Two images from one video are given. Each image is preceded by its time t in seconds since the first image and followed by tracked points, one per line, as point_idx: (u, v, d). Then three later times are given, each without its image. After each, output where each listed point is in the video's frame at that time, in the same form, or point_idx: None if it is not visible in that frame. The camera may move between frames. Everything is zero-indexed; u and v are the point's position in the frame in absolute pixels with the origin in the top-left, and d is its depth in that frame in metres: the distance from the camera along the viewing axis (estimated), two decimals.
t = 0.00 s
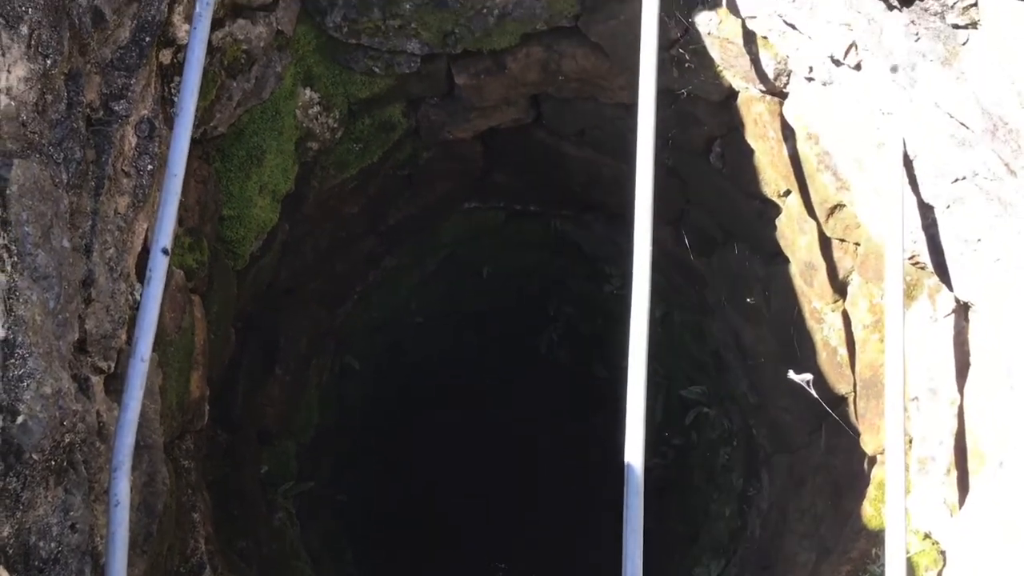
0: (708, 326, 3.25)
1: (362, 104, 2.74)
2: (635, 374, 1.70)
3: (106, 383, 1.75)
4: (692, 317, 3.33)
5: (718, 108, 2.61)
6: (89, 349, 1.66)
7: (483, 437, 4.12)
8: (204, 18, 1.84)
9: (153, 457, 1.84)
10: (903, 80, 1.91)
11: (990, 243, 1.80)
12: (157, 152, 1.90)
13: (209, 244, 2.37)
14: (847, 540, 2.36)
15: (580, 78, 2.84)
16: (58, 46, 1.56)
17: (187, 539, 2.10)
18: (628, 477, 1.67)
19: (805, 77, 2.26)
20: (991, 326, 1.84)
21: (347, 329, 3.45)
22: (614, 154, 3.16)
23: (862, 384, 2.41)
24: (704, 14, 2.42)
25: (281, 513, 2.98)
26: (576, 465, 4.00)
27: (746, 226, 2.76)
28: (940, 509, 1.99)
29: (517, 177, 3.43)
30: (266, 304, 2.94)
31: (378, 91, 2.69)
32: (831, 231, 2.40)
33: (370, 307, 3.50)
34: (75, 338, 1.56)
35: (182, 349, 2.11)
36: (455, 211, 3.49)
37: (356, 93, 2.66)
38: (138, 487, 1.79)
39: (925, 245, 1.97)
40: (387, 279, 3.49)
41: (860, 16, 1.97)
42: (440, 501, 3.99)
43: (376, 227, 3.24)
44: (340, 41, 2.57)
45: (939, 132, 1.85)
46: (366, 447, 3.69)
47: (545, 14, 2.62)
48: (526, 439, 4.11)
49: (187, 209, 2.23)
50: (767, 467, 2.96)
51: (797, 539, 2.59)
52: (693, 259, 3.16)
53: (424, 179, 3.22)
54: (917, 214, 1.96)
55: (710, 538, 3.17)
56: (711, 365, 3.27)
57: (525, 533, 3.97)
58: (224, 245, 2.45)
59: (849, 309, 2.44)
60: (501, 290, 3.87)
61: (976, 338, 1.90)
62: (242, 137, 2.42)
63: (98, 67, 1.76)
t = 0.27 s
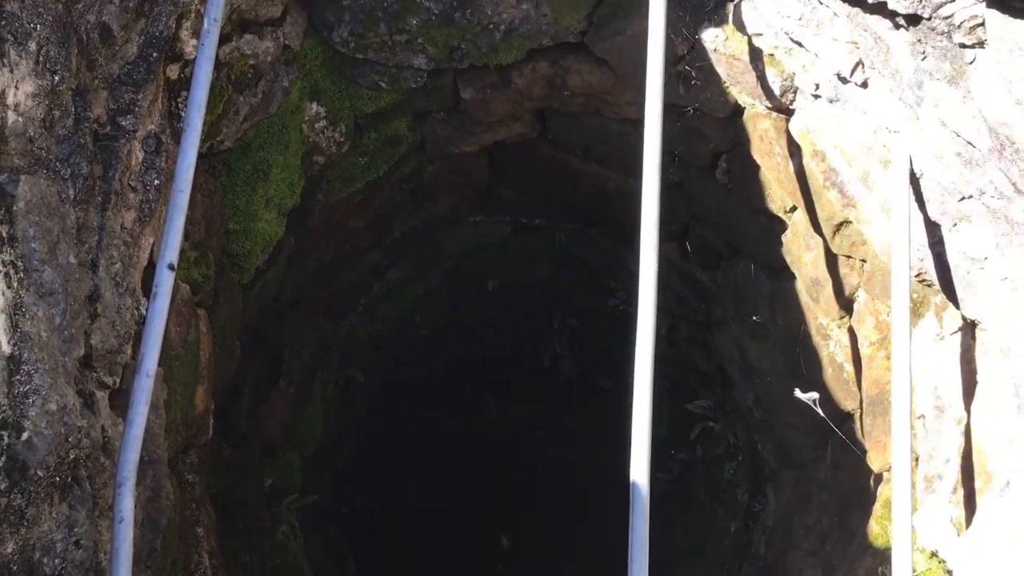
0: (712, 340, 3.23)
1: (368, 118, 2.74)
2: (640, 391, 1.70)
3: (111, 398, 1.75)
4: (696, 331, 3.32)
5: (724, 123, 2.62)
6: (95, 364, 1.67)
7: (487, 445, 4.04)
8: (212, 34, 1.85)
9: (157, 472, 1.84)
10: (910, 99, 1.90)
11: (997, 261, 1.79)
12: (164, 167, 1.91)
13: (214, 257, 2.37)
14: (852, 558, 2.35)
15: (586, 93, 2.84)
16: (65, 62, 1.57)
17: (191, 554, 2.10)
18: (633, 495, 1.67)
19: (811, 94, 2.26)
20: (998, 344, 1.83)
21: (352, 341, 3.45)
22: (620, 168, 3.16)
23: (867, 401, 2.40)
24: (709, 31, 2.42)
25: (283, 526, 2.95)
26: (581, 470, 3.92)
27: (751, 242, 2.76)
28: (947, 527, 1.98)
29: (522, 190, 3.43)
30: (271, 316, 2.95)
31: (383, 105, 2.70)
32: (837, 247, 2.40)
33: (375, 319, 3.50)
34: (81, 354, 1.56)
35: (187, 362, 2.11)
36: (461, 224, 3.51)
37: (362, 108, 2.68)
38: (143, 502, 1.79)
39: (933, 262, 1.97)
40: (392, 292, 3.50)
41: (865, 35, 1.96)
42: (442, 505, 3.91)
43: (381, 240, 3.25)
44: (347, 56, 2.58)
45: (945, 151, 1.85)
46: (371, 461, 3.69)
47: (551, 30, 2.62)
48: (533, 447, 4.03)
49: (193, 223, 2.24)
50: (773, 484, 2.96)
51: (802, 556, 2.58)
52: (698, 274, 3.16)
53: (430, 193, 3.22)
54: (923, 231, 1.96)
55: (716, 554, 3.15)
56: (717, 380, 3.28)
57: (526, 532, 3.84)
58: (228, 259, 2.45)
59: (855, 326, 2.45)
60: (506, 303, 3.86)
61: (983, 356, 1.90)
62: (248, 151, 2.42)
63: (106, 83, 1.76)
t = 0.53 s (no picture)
0: (716, 349, 3.25)
1: (372, 125, 2.75)
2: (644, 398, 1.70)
3: (113, 404, 1.75)
4: (698, 339, 3.35)
5: (727, 132, 2.62)
6: (97, 370, 1.67)
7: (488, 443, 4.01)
8: (217, 40, 1.85)
9: (159, 478, 1.84)
10: (915, 110, 1.90)
11: (1001, 272, 1.78)
12: (168, 173, 1.91)
13: (218, 263, 2.38)
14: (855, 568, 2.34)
15: (590, 101, 2.84)
16: (71, 67, 1.57)
17: (193, 561, 2.09)
18: (637, 503, 1.66)
19: (815, 104, 2.26)
20: (1002, 354, 1.83)
21: (353, 348, 3.45)
22: (622, 176, 3.16)
23: (870, 411, 2.40)
24: (713, 41, 2.43)
25: (285, 533, 2.91)
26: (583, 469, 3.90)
27: (754, 250, 2.76)
28: (950, 538, 1.97)
29: (525, 197, 3.43)
30: (273, 321, 2.95)
31: (387, 112, 2.71)
32: (841, 256, 2.40)
33: (377, 326, 3.50)
34: (84, 360, 1.56)
35: (189, 368, 2.11)
36: (464, 232, 3.51)
37: (367, 114, 2.68)
38: (145, 509, 1.79)
39: (937, 272, 1.97)
40: (395, 298, 3.50)
41: (870, 46, 1.97)
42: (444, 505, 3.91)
43: (383, 246, 3.25)
44: (351, 64, 2.59)
45: (949, 162, 1.84)
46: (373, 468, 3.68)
47: (555, 38, 2.62)
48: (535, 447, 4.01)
49: (196, 229, 2.24)
50: (775, 493, 2.96)
51: (804, 566, 2.57)
52: (700, 282, 3.16)
53: (433, 200, 3.23)
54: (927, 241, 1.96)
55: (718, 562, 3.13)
56: (719, 389, 3.26)
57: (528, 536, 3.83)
58: (230, 266, 2.45)
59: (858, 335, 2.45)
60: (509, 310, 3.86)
61: (988, 366, 1.89)
62: (251, 158, 2.42)
63: (110, 88, 1.76)
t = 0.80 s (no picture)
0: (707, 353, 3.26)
1: (368, 126, 2.76)
2: (635, 403, 1.71)
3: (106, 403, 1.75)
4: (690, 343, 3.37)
5: (721, 138, 2.63)
6: (91, 369, 1.67)
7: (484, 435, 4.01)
8: (215, 42, 1.86)
9: (152, 478, 1.84)
10: (908, 118, 1.91)
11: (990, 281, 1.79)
12: (163, 173, 1.91)
13: (212, 264, 2.38)
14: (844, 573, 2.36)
15: (585, 106, 2.85)
16: (68, 68, 1.57)
17: (184, 561, 2.10)
18: (628, 507, 1.67)
19: (809, 111, 2.28)
20: (991, 362, 1.84)
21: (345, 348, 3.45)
22: (617, 180, 3.18)
23: (861, 417, 2.41)
24: (709, 47, 2.44)
25: (276, 533, 2.91)
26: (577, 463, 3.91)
27: (746, 256, 2.78)
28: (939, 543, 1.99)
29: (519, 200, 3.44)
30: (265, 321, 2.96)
31: (383, 114, 2.72)
32: (833, 263, 2.41)
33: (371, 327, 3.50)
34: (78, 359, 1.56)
35: (183, 368, 2.11)
36: (458, 234, 3.53)
37: (363, 116, 2.69)
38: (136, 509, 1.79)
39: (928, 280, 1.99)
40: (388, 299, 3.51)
41: (863, 54, 1.98)
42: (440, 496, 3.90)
43: (377, 247, 3.25)
44: (348, 66, 2.60)
45: (941, 171, 1.85)
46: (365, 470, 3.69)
47: (552, 42, 2.63)
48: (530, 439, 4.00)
49: (191, 230, 2.25)
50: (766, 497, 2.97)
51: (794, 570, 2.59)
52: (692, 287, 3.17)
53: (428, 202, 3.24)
54: (918, 248, 1.98)
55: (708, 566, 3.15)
56: (711, 393, 3.26)
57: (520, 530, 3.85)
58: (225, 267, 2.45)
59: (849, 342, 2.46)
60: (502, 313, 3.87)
61: (977, 374, 1.90)
62: (246, 159, 2.43)
63: (107, 88, 1.76)
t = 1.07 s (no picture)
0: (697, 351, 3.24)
1: (362, 118, 2.74)
2: (625, 402, 1.70)
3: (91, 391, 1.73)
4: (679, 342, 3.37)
5: (714, 138, 2.63)
6: (77, 356, 1.66)
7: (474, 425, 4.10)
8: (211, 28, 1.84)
9: (136, 467, 1.83)
10: (903, 123, 1.91)
11: (980, 289, 1.81)
12: (154, 159, 1.89)
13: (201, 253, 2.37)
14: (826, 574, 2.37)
15: (580, 102, 2.84)
16: (61, 51, 1.55)
17: (168, 550, 2.08)
18: (616, 506, 1.67)
19: (804, 114, 2.29)
20: (981, 369, 1.85)
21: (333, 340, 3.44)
22: (610, 177, 3.17)
23: (848, 420, 2.42)
24: (706, 47, 2.43)
25: (261, 524, 2.87)
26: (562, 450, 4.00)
27: (738, 257, 2.78)
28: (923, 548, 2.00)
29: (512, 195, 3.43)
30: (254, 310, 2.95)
31: (377, 106, 2.69)
32: (824, 266, 2.43)
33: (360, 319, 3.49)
34: (65, 345, 1.55)
35: (170, 357, 2.10)
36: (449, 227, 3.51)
37: (357, 107, 2.67)
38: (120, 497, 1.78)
39: (920, 285, 2.01)
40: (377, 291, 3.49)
41: (860, 58, 1.98)
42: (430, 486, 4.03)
43: (368, 239, 3.24)
44: (343, 56, 2.58)
45: (934, 177, 1.86)
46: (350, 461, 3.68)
47: (548, 38, 2.63)
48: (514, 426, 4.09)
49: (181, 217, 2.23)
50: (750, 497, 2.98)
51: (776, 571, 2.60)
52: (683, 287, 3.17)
53: (421, 195, 3.22)
54: (910, 253, 1.99)
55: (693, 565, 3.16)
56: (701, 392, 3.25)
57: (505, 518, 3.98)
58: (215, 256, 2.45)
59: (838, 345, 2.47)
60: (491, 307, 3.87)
61: (966, 381, 1.92)
62: (238, 148, 2.41)
63: (99, 72, 1.74)
